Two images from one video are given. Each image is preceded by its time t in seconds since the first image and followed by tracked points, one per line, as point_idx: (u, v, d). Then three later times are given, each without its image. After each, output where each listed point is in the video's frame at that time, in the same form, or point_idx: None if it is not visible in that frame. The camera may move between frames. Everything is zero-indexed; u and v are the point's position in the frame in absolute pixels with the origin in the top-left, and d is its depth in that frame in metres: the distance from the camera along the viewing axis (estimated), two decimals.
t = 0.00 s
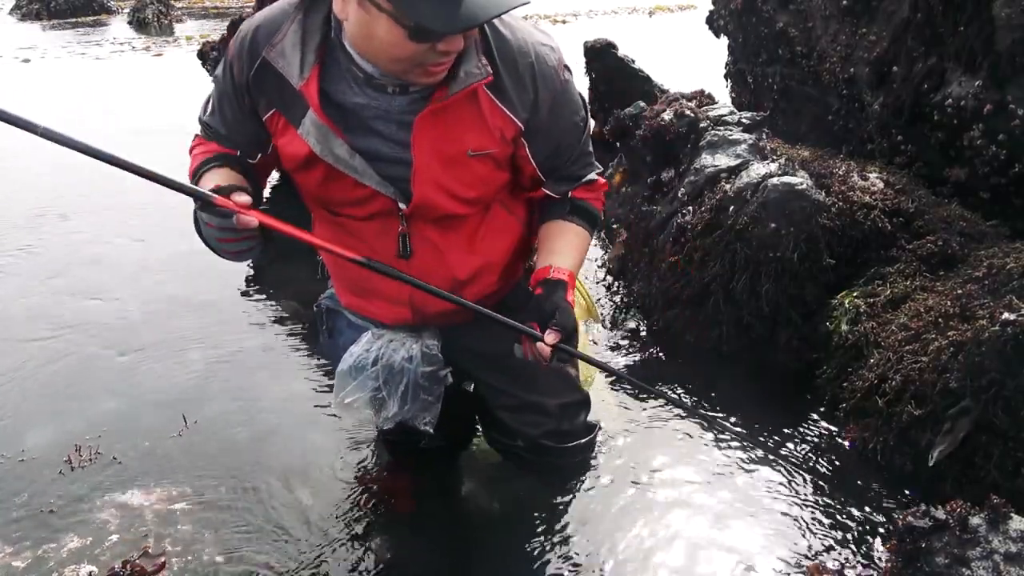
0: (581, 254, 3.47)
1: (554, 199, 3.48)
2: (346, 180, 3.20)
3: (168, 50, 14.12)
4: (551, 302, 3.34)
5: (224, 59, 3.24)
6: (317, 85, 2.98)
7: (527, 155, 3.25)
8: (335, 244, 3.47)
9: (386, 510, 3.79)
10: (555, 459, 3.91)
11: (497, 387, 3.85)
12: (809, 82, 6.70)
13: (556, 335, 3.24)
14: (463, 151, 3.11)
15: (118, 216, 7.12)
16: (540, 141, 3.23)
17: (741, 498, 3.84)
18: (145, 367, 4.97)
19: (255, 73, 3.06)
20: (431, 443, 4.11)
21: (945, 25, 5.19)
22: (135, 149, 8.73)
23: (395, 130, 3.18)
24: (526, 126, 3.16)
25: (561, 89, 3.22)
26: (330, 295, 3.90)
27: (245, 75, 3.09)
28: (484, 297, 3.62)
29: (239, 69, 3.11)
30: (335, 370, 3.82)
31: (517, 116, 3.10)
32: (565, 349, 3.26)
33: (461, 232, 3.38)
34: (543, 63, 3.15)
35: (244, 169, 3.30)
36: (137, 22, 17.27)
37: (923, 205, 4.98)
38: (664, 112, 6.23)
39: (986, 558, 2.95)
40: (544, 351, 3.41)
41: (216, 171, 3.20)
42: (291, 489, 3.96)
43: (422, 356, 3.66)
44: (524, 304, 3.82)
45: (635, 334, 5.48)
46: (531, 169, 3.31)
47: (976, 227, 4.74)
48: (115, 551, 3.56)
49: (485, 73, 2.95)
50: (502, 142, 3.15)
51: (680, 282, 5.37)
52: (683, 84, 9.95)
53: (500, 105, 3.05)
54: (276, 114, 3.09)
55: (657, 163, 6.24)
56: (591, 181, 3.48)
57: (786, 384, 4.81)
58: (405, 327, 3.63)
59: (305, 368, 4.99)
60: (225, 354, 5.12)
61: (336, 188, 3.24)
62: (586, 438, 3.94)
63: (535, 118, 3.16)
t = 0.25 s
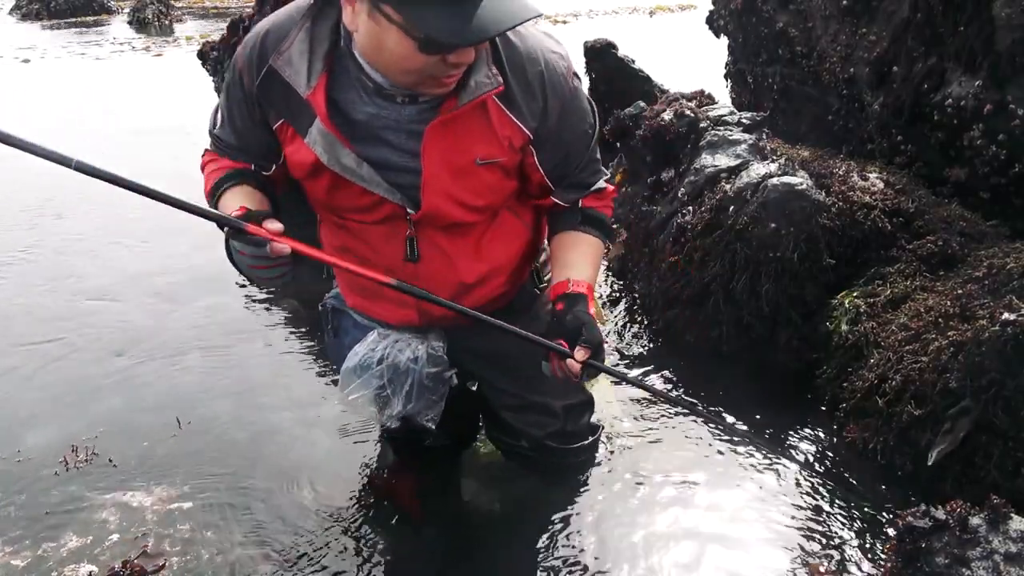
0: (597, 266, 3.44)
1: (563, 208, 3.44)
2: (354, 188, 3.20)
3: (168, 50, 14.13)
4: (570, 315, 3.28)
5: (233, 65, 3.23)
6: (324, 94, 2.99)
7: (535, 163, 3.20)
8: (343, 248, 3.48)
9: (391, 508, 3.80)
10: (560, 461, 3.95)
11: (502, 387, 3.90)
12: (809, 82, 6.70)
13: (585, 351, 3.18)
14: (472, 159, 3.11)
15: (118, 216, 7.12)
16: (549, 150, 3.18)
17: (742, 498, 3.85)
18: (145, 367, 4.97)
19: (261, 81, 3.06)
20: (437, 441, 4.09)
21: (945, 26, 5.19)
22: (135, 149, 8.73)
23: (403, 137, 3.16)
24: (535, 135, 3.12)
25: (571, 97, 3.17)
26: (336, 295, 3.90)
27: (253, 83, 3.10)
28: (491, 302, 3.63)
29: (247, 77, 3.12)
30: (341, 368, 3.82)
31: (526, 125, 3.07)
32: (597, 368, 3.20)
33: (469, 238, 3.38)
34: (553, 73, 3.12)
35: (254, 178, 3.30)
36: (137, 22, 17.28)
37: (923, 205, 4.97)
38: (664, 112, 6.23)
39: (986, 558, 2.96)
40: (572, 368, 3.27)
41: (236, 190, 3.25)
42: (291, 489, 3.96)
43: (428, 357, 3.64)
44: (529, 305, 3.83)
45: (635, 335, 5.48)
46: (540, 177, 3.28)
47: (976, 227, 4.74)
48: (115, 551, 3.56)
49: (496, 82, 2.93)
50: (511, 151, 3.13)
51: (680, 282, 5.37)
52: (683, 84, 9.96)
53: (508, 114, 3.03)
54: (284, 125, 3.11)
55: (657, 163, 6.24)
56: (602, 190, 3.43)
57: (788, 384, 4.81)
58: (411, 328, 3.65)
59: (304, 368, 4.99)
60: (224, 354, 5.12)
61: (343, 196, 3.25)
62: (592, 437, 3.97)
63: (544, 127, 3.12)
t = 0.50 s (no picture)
0: (604, 279, 3.40)
1: (568, 219, 3.38)
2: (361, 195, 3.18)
3: (168, 50, 14.13)
4: (574, 330, 3.27)
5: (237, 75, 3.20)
6: (329, 106, 2.98)
7: (542, 171, 3.20)
8: (348, 253, 3.46)
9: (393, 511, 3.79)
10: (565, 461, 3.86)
11: (507, 390, 3.81)
12: (809, 82, 6.69)
13: (589, 368, 3.16)
14: (479, 167, 3.10)
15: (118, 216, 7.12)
16: (555, 160, 3.17)
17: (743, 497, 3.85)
18: (145, 366, 4.98)
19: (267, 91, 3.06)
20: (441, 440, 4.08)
21: (945, 26, 5.22)
22: (135, 148, 8.74)
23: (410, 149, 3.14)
24: (542, 144, 3.11)
25: (578, 106, 3.15)
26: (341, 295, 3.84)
27: (258, 94, 3.10)
28: (497, 308, 3.61)
29: (253, 88, 3.12)
30: (346, 370, 3.78)
31: (532, 134, 3.06)
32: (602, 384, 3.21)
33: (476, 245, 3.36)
34: (560, 81, 3.09)
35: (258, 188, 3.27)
36: (137, 22, 17.29)
37: (923, 205, 4.98)
38: (664, 112, 6.24)
39: (986, 558, 2.97)
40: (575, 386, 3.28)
41: (244, 205, 3.25)
42: (291, 489, 3.95)
43: (435, 359, 3.62)
44: (536, 308, 3.76)
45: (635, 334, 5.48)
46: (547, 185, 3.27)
47: (976, 227, 4.73)
48: (115, 550, 3.56)
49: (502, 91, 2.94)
50: (518, 159, 3.12)
51: (680, 282, 5.37)
52: (683, 84, 9.96)
53: (515, 121, 3.03)
54: (292, 137, 3.10)
55: (657, 163, 6.24)
56: (607, 200, 3.39)
57: (785, 382, 4.80)
58: (418, 331, 3.63)
59: (304, 368, 4.99)
60: (224, 353, 5.12)
61: (351, 203, 3.23)
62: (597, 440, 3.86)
63: (550, 137, 3.11)
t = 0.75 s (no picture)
0: (603, 281, 3.38)
1: (570, 224, 3.40)
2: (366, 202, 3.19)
3: (168, 50, 14.13)
4: (565, 329, 3.26)
5: (240, 82, 3.18)
6: (333, 115, 2.97)
7: (547, 178, 3.21)
8: (353, 257, 3.47)
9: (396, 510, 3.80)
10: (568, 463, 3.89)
11: (512, 391, 3.86)
12: (809, 82, 6.69)
13: (579, 369, 3.17)
14: (484, 176, 3.10)
15: (118, 215, 7.11)
16: (560, 165, 3.19)
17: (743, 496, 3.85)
18: (146, 366, 4.98)
19: (270, 100, 3.04)
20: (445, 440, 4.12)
21: (945, 26, 5.23)
22: (135, 148, 8.74)
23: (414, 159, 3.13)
24: (547, 150, 3.12)
25: (585, 113, 3.14)
26: (348, 296, 3.90)
27: (261, 103, 3.08)
28: (502, 312, 3.63)
29: (256, 97, 3.10)
30: (350, 371, 3.79)
31: (538, 142, 3.07)
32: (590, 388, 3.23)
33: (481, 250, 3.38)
34: (567, 88, 3.09)
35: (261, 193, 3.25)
36: (137, 22, 17.29)
37: (923, 204, 4.98)
38: (664, 112, 6.24)
39: (986, 558, 2.97)
40: (566, 384, 3.35)
41: (236, 199, 3.20)
42: (290, 488, 3.96)
43: (440, 362, 3.66)
44: (540, 312, 3.79)
45: (635, 333, 5.48)
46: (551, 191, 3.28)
47: (976, 227, 4.73)
48: (115, 550, 3.56)
49: (507, 100, 2.93)
50: (523, 167, 3.12)
51: (680, 282, 5.38)
52: (683, 84, 9.96)
53: (520, 130, 3.03)
54: (296, 145, 3.09)
55: (657, 163, 6.24)
56: (611, 206, 3.41)
57: (785, 382, 4.80)
58: (423, 335, 3.64)
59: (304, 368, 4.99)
60: (224, 353, 5.12)
61: (356, 211, 3.23)
62: (601, 442, 3.92)
63: (556, 143, 3.12)
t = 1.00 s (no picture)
0: (617, 284, 3.40)
1: (580, 226, 3.40)
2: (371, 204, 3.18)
3: (168, 51, 14.13)
4: (585, 334, 3.28)
5: (245, 85, 3.17)
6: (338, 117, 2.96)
7: (553, 179, 3.21)
8: (359, 258, 3.46)
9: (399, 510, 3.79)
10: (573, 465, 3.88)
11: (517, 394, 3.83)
12: (809, 82, 6.68)
13: (602, 373, 3.19)
14: (490, 177, 3.10)
15: (118, 215, 7.11)
16: (566, 166, 3.19)
17: (744, 497, 3.85)
18: (146, 366, 4.97)
19: (274, 102, 3.02)
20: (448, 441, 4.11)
21: (945, 26, 5.23)
22: (135, 148, 8.74)
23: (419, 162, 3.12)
24: (553, 151, 3.12)
25: (589, 115, 3.15)
26: (351, 296, 3.86)
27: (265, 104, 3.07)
28: (507, 313, 3.62)
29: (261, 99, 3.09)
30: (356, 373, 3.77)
31: (544, 143, 3.06)
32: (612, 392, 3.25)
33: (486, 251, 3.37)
34: (572, 88, 3.09)
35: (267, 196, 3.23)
36: (137, 22, 17.29)
37: (923, 204, 4.97)
38: (664, 112, 6.24)
39: (986, 558, 2.97)
40: (586, 393, 3.30)
41: (245, 206, 3.18)
42: (290, 488, 3.95)
43: (445, 363, 3.64)
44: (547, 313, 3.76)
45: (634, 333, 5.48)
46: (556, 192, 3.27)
47: (976, 227, 4.73)
48: (115, 549, 3.56)
49: (514, 100, 2.93)
50: (528, 168, 3.12)
51: (681, 282, 5.38)
52: (683, 85, 9.96)
53: (526, 131, 3.03)
54: (301, 147, 3.08)
55: (657, 163, 6.23)
56: (616, 208, 3.42)
57: (785, 382, 4.80)
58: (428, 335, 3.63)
59: (304, 368, 4.99)
60: (224, 353, 5.12)
61: (361, 211, 3.22)
62: (605, 446, 3.92)
63: (562, 144, 3.12)
